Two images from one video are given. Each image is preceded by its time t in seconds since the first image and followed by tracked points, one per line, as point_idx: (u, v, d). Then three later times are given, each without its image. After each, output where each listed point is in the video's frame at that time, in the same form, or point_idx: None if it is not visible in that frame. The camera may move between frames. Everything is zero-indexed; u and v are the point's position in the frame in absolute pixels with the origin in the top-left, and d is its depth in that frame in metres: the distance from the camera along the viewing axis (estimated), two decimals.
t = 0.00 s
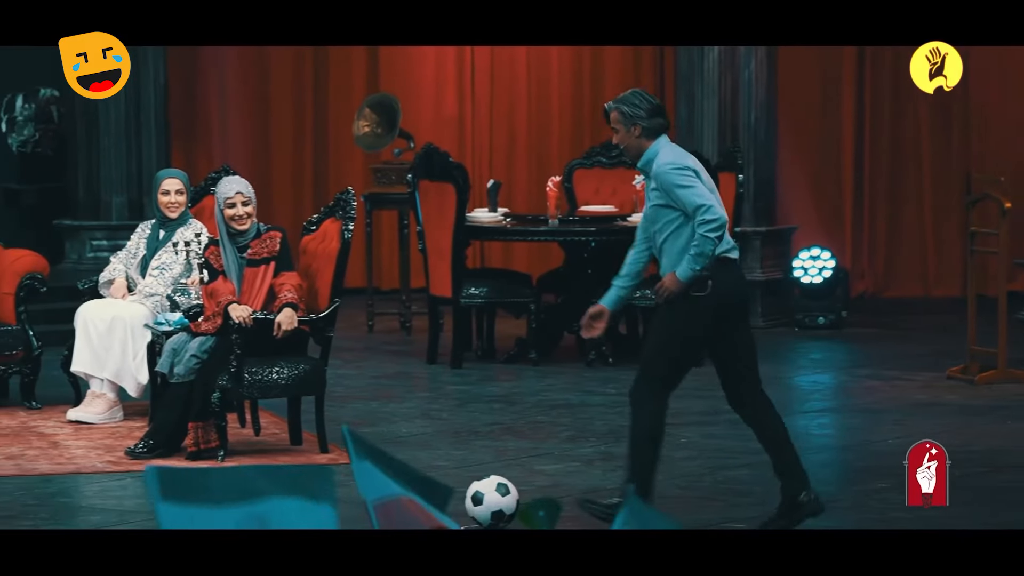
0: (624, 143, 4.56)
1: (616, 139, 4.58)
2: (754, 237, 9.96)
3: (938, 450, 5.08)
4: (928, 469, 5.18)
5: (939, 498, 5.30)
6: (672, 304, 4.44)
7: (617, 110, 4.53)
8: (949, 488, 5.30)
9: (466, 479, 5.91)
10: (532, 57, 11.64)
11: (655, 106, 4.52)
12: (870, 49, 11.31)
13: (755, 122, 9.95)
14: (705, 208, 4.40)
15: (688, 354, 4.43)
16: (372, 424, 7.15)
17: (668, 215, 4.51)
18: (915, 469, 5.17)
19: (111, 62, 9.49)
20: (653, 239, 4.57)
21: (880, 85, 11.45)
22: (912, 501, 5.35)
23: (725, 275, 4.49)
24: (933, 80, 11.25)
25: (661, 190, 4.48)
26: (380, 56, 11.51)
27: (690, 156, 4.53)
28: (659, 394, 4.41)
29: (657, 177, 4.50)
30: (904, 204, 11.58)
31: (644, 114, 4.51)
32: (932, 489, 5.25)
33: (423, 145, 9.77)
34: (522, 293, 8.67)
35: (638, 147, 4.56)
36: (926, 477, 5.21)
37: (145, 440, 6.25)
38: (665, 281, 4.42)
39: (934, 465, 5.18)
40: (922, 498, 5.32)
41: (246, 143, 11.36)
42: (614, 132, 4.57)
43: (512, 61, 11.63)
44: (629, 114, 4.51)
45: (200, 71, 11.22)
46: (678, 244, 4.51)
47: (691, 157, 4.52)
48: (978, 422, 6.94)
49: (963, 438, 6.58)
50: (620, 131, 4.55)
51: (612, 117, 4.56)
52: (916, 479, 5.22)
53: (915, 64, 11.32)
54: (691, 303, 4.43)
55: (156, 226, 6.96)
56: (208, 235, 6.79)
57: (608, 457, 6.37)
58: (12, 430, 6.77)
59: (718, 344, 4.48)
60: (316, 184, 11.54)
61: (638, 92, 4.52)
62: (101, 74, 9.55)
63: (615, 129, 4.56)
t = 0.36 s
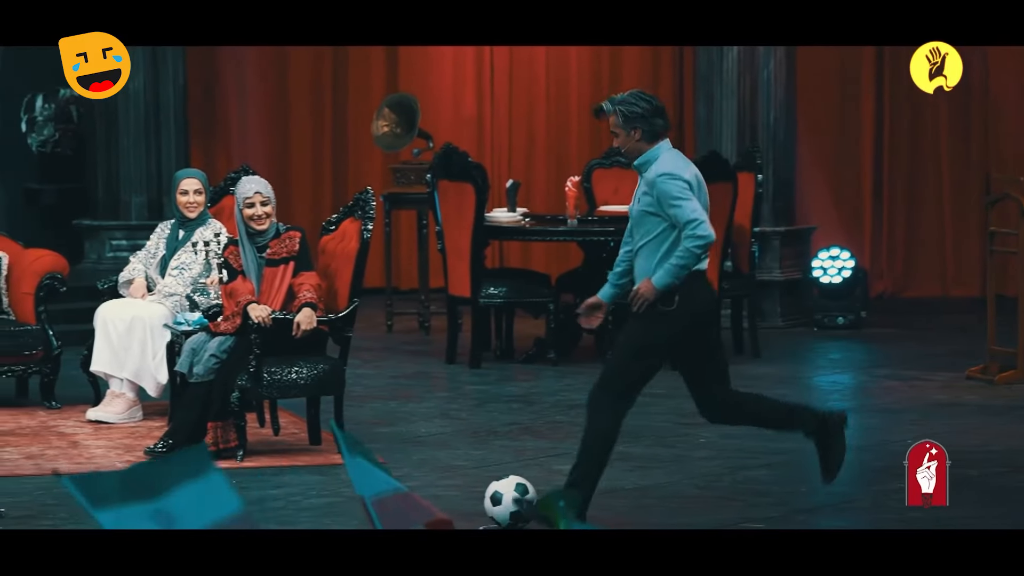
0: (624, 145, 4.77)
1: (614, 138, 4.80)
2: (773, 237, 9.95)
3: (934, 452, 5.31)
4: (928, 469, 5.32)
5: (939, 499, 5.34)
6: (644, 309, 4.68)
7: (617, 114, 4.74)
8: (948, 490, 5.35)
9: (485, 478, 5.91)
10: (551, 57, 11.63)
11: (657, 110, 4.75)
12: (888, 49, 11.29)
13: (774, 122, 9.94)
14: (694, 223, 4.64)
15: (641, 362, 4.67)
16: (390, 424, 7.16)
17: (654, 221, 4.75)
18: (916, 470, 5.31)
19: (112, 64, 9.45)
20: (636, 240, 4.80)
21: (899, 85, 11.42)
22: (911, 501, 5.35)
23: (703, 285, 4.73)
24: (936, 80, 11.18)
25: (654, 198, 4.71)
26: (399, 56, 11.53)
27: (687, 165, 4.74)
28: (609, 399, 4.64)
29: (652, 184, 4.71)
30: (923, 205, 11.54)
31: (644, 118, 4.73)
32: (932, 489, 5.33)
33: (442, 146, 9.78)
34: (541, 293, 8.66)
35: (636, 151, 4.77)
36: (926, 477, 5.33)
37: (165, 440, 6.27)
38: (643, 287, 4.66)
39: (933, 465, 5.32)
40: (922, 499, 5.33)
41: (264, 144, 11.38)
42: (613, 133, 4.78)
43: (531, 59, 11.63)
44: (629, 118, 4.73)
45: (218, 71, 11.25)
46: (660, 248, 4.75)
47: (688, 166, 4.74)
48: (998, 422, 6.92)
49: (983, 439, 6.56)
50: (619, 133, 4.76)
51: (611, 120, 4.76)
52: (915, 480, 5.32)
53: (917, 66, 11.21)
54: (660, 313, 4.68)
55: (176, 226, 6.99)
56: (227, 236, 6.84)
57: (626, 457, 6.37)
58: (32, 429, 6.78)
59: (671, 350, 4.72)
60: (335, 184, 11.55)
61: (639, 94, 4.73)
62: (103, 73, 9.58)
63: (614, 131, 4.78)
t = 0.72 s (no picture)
0: (628, 157, 4.83)
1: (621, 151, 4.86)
2: (793, 237, 9.93)
3: (934, 452, 5.33)
4: (929, 469, 5.32)
5: (938, 499, 5.31)
6: (604, 322, 4.74)
7: (621, 126, 4.79)
8: (947, 491, 5.34)
9: (504, 478, 5.91)
10: (570, 56, 11.63)
11: (664, 125, 4.80)
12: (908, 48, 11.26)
13: (794, 122, 9.93)
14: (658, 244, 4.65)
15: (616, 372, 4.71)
16: (410, 424, 7.15)
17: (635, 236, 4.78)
18: (916, 469, 5.30)
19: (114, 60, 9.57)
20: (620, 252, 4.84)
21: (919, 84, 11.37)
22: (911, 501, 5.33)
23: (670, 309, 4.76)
24: (935, 81, 11.18)
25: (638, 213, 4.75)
26: (418, 56, 11.54)
27: (680, 187, 4.75)
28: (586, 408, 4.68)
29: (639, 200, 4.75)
30: (943, 204, 11.51)
31: (648, 134, 4.78)
32: (932, 489, 5.32)
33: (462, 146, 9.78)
34: (561, 292, 8.65)
35: (640, 163, 4.83)
36: (926, 477, 5.33)
37: (184, 439, 6.26)
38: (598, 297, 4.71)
39: (933, 466, 5.33)
40: (922, 499, 5.31)
41: (285, 145, 11.39)
42: (619, 145, 4.85)
43: (551, 58, 11.64)
44: (632, 131, 4.78)
45: (239, 72, 11.26)
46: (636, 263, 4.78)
47: (679, 189, 4.74)
48: (1019, 422, 6.89)
49: (1003, 439, 6.53)
50: (625, 145, 4.83)
51: (616, 131, 4.82)
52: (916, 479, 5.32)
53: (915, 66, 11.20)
54: (632, 320, 4.72)
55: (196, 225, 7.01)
56: (247, 236, 6.85)
57: (646, 457, 6.36)
58: (52, 429, 6.80)
59: (640, 359, 4.75)
60: (355, 184, 11.57)
61: (646, 109, 4.79)
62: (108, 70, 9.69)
63: (620, 143, 4.84)
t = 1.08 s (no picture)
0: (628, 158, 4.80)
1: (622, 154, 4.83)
2: (812, 237, 9.90)
3: (934, 452, 5.31)
4: (929, 469, 5.31)
5: (937, 499, 5.32)
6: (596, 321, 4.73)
7: (619, 129, 4.77)
8: (947, 490, 5.34)
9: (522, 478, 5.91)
10: (588, 56, 11.62)
11: (661, 123, 4.77)
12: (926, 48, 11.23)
13: (813, 122, 9.91)
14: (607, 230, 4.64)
15: (616, 372, 4.70)
16: (428, 423, 7.16)
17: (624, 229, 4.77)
18: (915, 470, 5.30)
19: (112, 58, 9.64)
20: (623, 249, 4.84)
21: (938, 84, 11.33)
22: (911, 501, 5.32)
23: (669, 309, 4.71)
24: (935, 80, 11.11)
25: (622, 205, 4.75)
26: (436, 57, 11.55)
27: (666, 180, 4.69)
28: (602, 402, 4.71)
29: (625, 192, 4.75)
30: (962, 204, 11.48)
31: (644, 132, 4.75)
32: (932, 489, 5.32)
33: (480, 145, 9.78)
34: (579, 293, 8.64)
35: (641, 163, 4.80)
36: (926, 477, 5.33)
37: (203, 439, 6.28)
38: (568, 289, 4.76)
39: (933, 466, 5.32)
40: (921, 499, 5.31)
41: (303, 145, 11.41)
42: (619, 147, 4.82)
43: (569, 57, 11.65)
44: (629, 132, 4.75)
45: (258, 73, 11.26)
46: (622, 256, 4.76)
47: (663, 181, 4.68)
48: None
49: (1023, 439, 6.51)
50: (624, 147, 4.80)
51: (616, 134, 4.80)
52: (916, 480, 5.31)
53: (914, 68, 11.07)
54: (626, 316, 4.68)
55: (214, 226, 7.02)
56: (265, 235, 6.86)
57: (664, 457, 6.36)
58: (71, 429, 6.82)
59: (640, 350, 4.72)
60: (373, 184, 11.58)
61: (643, 109, 4.76)
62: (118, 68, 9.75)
63: (620, 144, 4.81)
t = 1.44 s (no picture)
0: (631, 156, 4.79)
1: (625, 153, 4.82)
2: (829, 237, 9.89)
3: (934, 452, 5.28)
4: (930, 469, 5.27)
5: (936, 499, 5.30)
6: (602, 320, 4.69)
7: (624, 125, 4.76)
8: (946, 488, 5.30)
9: (539, 479, 5.91)
10: (606, 55, 11.62)
11: (664, 121, 4.76)
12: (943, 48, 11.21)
13: (831, 123, 9.90)
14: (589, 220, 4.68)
15: (624, 371, 4.68)
16: (446, 423, 7.17)
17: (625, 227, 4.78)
18: (915, 470, 5.26)
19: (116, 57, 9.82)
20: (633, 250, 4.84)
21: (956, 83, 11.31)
22: (910, 501, 5.30)
23: (670, 301, 4.67)
24: (936, 79, 10.88)
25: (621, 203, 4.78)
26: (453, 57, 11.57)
27: (657, 172, 4.70)
28: (615, 402, 4.68)
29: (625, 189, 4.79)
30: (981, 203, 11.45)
31: (647, 129, 4.73)
32: (932, 489, 5.29)
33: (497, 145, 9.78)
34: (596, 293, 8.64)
35: (644, 160, 4.79)
36: (926, 477, 5.29)
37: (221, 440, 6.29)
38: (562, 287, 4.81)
39: (933, 465, 5.29)
40: (921, 499, 5.29)
41: (320, 145, 11.42)
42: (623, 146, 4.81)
43: (587, 57, 11.64)
44: (633, 129, 4.74)
45: (275, 72, 11.28)
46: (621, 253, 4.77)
47: (654, 172, 4.69)
48: None
49: None
50: (627, 144, 4.79)
51: (620, 133, 4.79)
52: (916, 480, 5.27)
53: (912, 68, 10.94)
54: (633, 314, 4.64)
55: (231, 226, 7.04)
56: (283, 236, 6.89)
57: (681, 457, 6.35)
58: (90, 429, 6.83)
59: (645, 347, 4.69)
60: (390, 184, 11.60)
61: (645, 107, 4.75)
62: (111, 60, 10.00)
63: (623, 143, 4.80)
